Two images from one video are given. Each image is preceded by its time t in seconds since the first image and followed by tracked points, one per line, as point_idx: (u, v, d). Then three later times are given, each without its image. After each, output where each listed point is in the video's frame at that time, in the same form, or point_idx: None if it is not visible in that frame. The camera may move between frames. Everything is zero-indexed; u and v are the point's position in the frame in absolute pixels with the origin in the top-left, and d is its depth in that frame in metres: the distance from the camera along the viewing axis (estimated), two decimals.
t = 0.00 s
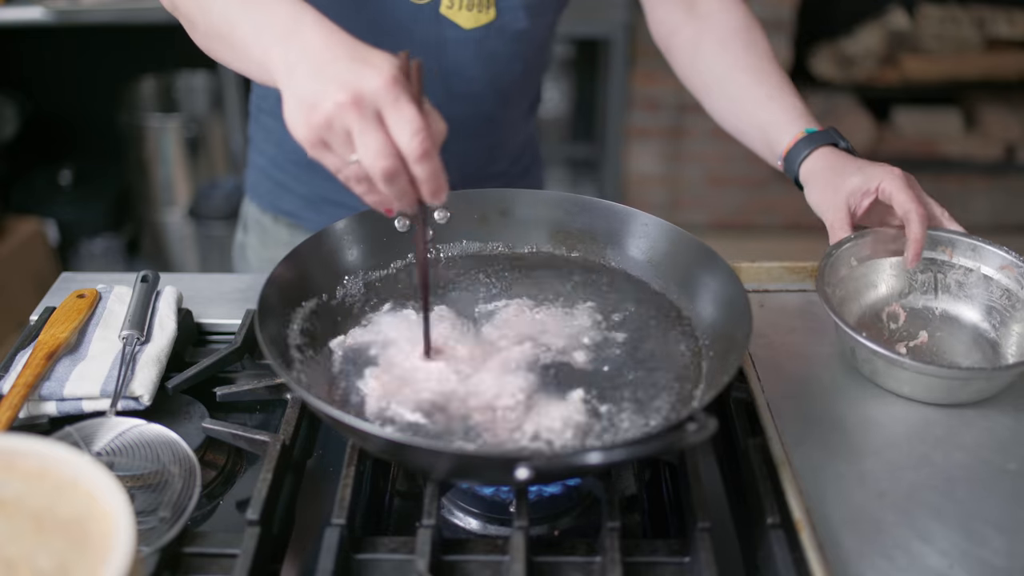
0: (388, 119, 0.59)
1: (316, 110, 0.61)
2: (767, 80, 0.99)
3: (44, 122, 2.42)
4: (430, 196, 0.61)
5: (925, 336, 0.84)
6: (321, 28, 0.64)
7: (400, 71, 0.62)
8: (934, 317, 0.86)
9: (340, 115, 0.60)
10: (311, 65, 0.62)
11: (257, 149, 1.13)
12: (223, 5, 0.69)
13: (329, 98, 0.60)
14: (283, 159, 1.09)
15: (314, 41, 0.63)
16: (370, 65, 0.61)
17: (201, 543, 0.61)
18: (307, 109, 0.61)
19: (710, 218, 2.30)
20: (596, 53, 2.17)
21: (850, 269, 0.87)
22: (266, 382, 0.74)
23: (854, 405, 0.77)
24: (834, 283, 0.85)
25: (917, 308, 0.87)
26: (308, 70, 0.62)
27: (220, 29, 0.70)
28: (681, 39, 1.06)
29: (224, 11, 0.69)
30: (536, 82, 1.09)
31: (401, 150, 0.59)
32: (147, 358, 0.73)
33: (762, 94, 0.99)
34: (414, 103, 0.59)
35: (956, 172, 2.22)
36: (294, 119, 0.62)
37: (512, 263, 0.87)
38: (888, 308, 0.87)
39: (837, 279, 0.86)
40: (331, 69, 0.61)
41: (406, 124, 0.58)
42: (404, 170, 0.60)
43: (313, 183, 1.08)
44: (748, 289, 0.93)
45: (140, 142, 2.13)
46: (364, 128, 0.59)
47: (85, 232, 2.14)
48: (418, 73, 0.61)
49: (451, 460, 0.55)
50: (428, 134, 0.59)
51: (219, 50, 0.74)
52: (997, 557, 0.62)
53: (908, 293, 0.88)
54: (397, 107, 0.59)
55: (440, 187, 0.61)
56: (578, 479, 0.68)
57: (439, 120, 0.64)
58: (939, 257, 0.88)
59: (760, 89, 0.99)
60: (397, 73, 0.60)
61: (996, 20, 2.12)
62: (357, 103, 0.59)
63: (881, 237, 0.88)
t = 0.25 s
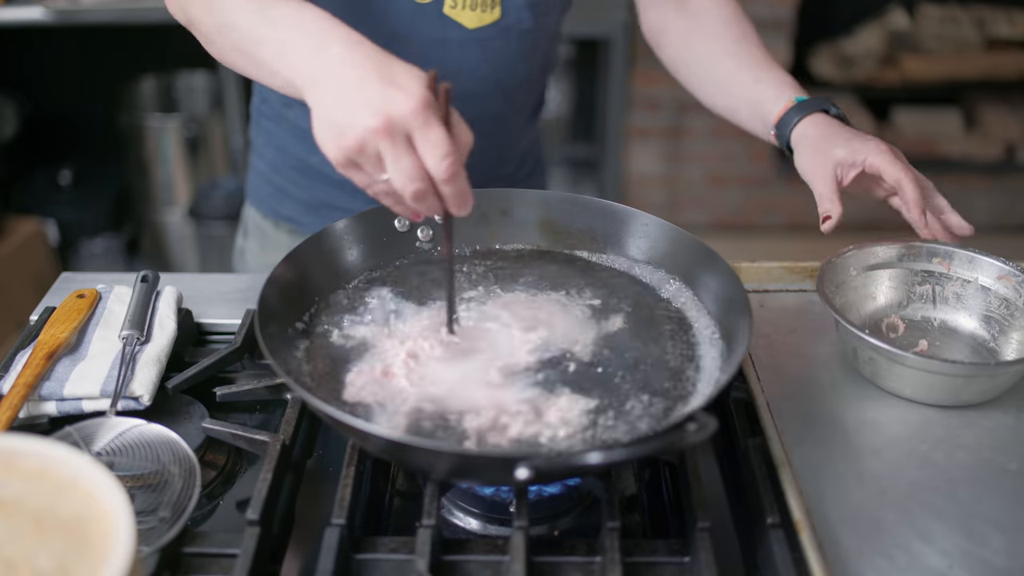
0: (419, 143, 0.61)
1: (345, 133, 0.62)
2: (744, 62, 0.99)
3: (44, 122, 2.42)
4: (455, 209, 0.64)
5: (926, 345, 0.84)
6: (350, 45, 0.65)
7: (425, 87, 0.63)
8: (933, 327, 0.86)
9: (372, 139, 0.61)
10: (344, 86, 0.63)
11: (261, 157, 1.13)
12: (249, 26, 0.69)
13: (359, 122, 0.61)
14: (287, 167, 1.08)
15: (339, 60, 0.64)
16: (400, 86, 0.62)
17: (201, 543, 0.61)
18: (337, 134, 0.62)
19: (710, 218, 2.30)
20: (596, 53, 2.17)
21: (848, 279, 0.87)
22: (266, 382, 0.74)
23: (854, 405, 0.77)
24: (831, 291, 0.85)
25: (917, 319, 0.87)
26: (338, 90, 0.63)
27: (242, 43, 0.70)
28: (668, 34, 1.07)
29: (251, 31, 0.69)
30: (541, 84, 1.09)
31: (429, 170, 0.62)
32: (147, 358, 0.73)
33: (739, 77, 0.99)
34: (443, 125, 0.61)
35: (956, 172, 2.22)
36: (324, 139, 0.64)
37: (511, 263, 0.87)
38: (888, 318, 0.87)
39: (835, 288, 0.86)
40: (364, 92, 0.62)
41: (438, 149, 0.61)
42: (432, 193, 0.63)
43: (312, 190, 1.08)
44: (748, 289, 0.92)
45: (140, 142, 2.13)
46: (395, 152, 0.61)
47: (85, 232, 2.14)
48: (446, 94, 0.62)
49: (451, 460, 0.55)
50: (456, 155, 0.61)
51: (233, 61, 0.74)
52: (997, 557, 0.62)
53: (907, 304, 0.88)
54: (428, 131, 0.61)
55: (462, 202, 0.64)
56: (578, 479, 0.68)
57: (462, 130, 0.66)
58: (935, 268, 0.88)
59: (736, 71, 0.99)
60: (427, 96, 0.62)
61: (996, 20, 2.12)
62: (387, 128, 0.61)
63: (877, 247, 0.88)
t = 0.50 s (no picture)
0: (479, 143, 0.62)
1: (405, 144, 0.62)
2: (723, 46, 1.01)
3: (44, 122, 2.42)
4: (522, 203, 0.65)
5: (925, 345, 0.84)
6: (385, 49, 0.65)
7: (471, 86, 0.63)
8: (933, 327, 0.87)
9: (433, 147, 0.61)
10: (390, 93, 0.63)
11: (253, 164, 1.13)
12: (273, 37, 0.69)
13: (415, 132, 0.62)
14: (280, 173, 1.08)
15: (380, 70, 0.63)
16: (444, 85, 0.63)
17: (201, 543, 0.61)
18: (401, 146, 0.63)
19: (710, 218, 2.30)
20: (596, 53, 2.18)
21: (850, 279, 0.87)
22: (266, 382, 0.74)
23: (854, 405, 0.77)
24: (833, 292, 0.85)
25: (917, 319, 0.87)
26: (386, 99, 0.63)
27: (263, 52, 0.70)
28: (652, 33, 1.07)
29: (279, 43, 0.69)
30: (536, 84, 1.09)
31: (492, 167, 0.63)
32: (147, 358, 0.73)
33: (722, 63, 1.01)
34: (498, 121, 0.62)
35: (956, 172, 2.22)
36: (386, 154, 0.64)
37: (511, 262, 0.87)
38: (888, 318, 0.87)
39: (836, 288, 0.86)
40: (415, 98, 0.62)
41: (499, 146, 0.61)
42: (500, 186, 0.64)
43: (307, 195, 1.08)
44: (748, 289, 0.92)
45: (140, 142, 2.13)
46: (461, 155, 0.62)
47: (85, 232, 2.14)
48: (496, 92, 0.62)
49: (450, 459, 0.55)
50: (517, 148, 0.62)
51: (250, 70, 0.74)
52: (997, 557, 0.62)
53: (907, 304, 0.88)
54: (485, 129, 0.62)
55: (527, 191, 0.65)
56: (578, 479, 0.68)
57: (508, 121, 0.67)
58: (935, 268, 0.88)
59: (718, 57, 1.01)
60: (474, 92, 0.62)
61: (996, 20, 2.12)
62: (447, 134, 0.61)
63: (879, 247, 0.88)
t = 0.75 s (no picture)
0: (467, 148, 0.62)
1: (393, 148, 0.63)
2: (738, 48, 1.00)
3: (44, 122, 2.42)
4: (510, 207, 0.65)
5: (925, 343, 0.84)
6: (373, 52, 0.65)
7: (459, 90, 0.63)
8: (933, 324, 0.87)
9: (420, 151, 0.61)
10: (378, 96, 0.63)
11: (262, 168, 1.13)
12: (261, 36, 0.69)
13: (402, 135, 0.62)
14: (287, 177, 1.08)
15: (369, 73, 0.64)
16: (433, 90, 0.63)
17: (201, 543, 0.61)
18: (387, 148, 0.63)
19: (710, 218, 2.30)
20: (596, 53, 2.18)
21: (851, 278, 0.87)
22: (266, 382, 0.74)
23: (854, 405, 0.77)
24: (835, 294, 0.85)
25: (917, 317, 0.87)
26: (374, 101, 0.63)
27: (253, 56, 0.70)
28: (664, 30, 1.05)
29: (267, 43, 0.69)
30: (541, 84, 1.08)
31: (481, 172, 0.63)
32: (147, 358, 0.73)
33: (737, 67, 0.99)
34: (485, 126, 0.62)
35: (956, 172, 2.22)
36: (371, 154, 0.64)
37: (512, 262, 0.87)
38: (888, 318, 0.87)
39: (837, 289, 0.86)
40: (403, 103, 0.62)
41: (487, 152, 0.61)
42: (488, 190, 0.64)
43: (311, 199, 1.08)
44: (748, 290, 0.92)
45: (140, 142, 2.13)
46: (447, 158, 0.62)
47: (85, 232, 2.14)
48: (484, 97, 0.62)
49: (451, 459, 0.55)
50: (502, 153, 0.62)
51: (242, 74, 0.74)
52: (997, 557, 0.62)
53: (907, 303, 0.89)
54: (472, 134, 0.61)
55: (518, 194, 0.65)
56: (578, 479, 0.68)
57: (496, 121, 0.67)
58: (935, 267, 0.88)
59: (734, 61, 0.99)
60: (462, 95, 0.62)
61: (997, 20, 2.12)
62: (435, 138, 0.61)
63: (878, 247, 0.88)
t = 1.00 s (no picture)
0: (415, 156, 0.61)
1: (340, 145, 0.62)
2: (735, 26, 1.01)
3: (44, 122, 2.42)
4: (459, 231, 0.63)
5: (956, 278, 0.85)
6: (347, 60, 0.65)
7: (424, 104, 0.63)
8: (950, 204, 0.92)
9: (366, 151, 0.61)
10: (340, 101, 0.63)
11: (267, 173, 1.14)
12: (242, 56, 0.69)
13: (354, 134, 0.62)
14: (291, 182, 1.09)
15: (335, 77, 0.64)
16: (394, 99, 0.63)
17: (201, 543, 0.61)
18: (335, 148, 0.62)
19: (710, 218, 2.30)
20: (595, 53, 2.18)
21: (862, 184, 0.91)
22: (266, 382, 0.74)
23: (854, 405, 0.77)
24: (847, 188, 0.88)
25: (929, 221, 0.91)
26: (334, 105, 0.63)
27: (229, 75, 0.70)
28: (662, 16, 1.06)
29: (248, 61, 0.69)
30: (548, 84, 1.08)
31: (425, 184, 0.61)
32: (147, 358, 0.73)
33: (735, 45, 1.00)
34: (440, 139, 0.61)
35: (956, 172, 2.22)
36: (321, 155, 0.63)
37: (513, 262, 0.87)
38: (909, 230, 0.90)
39: (847, 187, 0.89)
40: (360, 105, 0.62)
41: (432, 162, 0.60)
42: (432, 204, 0.62)
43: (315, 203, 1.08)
44: (748, 290, 0.92)
45: (140, 142, 2.13)
46: (392, 163, 0.61)
47: (85, 232, 2.14)
48: (444, 108, 0.62)
49: (451, 460, 0.55)
50: (454, 169, 0.60)
51: (225, 97, 0.74)
52: (997, 557, 0.62)
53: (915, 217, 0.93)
54: (423, 142, 0.60)
55: (469, 218, 0.63)
56: (578, 479, 0.68)
57: (463, 153, 0.67)
58: (944, 184, 0.92)
59: (731, 39, 1.01)
60: (421, 108, 0.62)
61: (997, 20, 2.12)
62: (383, 139, 0.60)
63: (892, 162, 0.92)
